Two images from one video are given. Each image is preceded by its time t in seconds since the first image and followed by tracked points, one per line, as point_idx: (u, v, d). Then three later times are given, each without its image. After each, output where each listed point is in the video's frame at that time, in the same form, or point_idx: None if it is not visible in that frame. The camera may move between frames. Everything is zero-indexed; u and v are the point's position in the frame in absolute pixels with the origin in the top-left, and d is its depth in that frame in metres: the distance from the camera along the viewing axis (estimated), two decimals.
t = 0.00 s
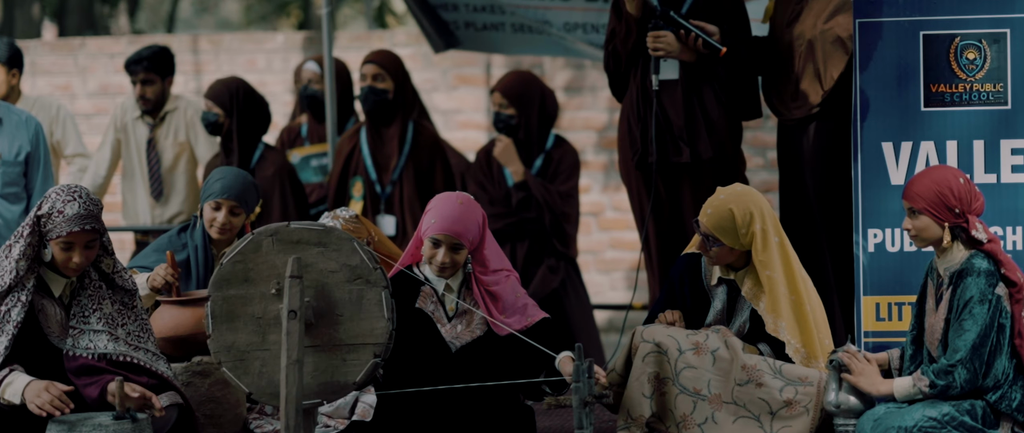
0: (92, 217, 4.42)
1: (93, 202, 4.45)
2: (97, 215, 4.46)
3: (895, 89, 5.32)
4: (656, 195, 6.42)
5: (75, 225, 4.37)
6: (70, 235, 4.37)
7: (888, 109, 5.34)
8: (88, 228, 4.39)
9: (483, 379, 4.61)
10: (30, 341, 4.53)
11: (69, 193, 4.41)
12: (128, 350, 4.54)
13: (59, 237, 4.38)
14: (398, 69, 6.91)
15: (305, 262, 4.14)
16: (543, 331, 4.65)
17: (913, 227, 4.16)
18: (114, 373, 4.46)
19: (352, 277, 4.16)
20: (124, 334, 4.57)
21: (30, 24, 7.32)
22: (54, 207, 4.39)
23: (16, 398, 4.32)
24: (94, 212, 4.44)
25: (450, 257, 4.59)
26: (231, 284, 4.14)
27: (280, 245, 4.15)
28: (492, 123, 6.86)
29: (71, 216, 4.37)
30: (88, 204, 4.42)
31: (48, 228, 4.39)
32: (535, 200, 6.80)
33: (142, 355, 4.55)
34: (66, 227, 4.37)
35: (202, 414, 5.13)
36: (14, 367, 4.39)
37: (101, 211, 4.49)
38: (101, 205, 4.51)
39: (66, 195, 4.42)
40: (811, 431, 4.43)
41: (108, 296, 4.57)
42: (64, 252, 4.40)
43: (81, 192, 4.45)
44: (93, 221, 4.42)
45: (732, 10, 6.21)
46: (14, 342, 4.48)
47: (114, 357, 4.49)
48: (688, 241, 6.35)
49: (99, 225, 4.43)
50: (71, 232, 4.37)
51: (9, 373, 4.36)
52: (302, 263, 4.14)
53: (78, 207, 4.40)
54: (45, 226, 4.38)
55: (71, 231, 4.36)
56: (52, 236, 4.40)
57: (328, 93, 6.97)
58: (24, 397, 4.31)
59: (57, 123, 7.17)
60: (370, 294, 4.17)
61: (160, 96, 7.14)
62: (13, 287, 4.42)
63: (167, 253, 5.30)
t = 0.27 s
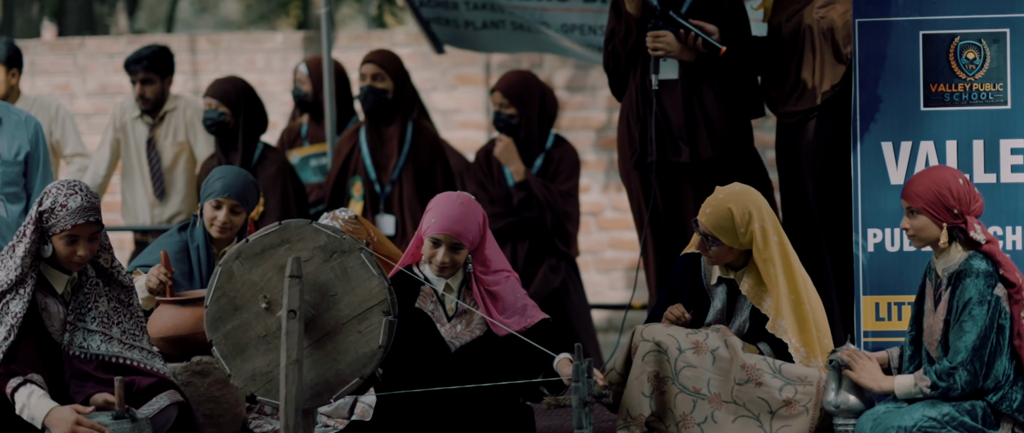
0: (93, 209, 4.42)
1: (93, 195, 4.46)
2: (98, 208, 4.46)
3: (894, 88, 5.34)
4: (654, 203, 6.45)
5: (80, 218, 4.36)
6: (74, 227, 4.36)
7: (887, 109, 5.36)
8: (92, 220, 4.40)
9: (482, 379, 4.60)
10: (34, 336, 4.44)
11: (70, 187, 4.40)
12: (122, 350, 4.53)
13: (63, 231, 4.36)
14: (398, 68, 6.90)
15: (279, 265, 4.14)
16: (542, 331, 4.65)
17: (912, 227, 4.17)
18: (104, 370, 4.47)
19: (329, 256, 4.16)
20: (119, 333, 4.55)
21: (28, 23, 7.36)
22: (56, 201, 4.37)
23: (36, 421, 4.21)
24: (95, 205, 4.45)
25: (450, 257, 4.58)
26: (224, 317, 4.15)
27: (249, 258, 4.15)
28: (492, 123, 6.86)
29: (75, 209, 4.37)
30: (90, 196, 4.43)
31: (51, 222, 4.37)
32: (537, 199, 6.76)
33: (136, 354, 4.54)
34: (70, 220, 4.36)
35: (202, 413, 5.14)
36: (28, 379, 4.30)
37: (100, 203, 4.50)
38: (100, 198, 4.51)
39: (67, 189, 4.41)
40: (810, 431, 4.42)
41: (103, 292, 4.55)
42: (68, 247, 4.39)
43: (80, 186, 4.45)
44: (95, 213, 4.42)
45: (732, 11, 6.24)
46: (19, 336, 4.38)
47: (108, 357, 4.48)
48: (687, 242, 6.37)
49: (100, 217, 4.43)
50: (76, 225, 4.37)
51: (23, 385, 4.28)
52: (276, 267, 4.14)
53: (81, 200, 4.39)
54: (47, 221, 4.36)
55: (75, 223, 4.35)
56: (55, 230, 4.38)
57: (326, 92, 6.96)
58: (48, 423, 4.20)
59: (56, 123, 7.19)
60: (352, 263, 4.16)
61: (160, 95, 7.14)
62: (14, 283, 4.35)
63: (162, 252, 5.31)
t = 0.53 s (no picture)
0: (95, 206, 4.41)
1: (93, 193, 4.45)
2: (99, 205, 4.45)
3: (893, 88, 5.49)
4: (653, 202, 6.52)
5: (82, 216, 4.36)
6: (77, 224, 4.36)
7: (887, 109, 5.50)
8: (94, 217, 4.39)
9: (482, 379, 4.60)
10: (34, 335, 4.44)
11: (71, 185, 4.39)
12: (123, 350, 4.54)
13: (66, 229, 4.36)
14: (397, 68, 6.88)
15: (258, 282, 4.15)
16: (542, 332, 4.65)
17: (911, 228, 4.16)
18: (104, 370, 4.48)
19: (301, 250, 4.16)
20: (119, 333, 4.56)
21: (28, 23, 7.25)
22: (57, 200, 4.36)
23: (31, 423, 4.18)
24: (96, 202, 4.44)
25: (451, 256, 4.58)
26: (235, 353, 4.17)
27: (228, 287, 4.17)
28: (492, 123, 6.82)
29: (77, 206, 4.36)
30: (91, 194, 4.42)
31: (53, 221, 4.36)
32: (538, 199, 6.77)
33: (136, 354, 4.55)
34: (72, 218, 4.35)
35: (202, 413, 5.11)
36: (21, 380, 4.28)
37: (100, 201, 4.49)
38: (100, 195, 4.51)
39: (68, 187, 4.40)
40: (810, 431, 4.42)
41: (103, 292, 4.57)
42: (71, 245, 4.38)
43: (81, 185, 4.44)
44: (96, 210, 4.42)
45: (732, 9, 6.31)
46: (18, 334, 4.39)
47: (110, 358, 4.49)
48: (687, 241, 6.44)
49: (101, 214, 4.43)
50: (78, 223, 4.36)
51: (16, 387, 4.24)
52: (257, 286, 4.16)
53: (82, 197, 4.39)
54: (49, 220, 4.36)
55: (78, 221, 4.35)
56: (57, 229, 4.37)
57: (325, 92, 6.95)
58: (43, 424, 4.16)
59: (55, 123, 7.18)
60: (324, 246, 4.16)
61: (159, 95, 7.14)
62: (12, 282, 4.34)
63: (165, 253, 5.29)
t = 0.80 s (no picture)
0: (95, 211, 4.39)
1: (94, 196, 4.43)
2: (99, 209, 4.44)
3: (892, 86, 5.58)
4: (653, 198, 6.55)
5: (83, 220, 4.34)
6: (77, 229, 4.34)
7: (887, 110, 5.60)
8: (95, 221, 4.37)
9: (482, 379, 4.60)
10: (33, 335, 4.45)
11: (72, 188, 4.37)
12: (123, 349, 4.54)
13: (66, 232, 4.35)
14: (397, 67, 6.88)
15: (246, 310, 4.14)
16: (543, 332, 4.65)
17: (910, 229, 4.16)
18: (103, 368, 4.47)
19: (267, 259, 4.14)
20: (118, 333, 4.56)
21: (27, 22, 7.21)
22: (57, 203, 4.35)
23: (30, 422, 4.19)
24: (97, 206, 4.42)
25: (452, 256, 4.57)
26: (265, 380, 4.15)
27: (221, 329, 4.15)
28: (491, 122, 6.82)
29: (77, 210, 4.34)
30: (92, 198, 4.40)
31: (53, 224, 4.35)
32: (538, 198, 6.76)
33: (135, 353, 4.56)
34: (73, 222, 4.34)
35: (202, 412, 5.10)
36: (20, 380, 4.28)
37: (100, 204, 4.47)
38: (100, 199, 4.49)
39: (70, 190, 4.38)
40: (809, 431, 4.42)
41: (102, 292, 4.57)
42: (71, 248, 4.37)
43: (82, 188, 4.42)
44: (97, 214, 4.40)
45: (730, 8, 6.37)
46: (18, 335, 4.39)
47: (110, 358, 4.49)
48: (687, 239, 6.50)
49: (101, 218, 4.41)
50: (78, 227, 4.35)
51: (16, 387, 4.25)
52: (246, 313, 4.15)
53: (83, 201, 4.37)
54: (50, 223, 4.34)
55: (78, 225, 4.33)
56: (57, 233, 4.36)
57: (325, 92, 6.95)
58: (41, 424, 4.17)
59: (55, 123, 7.18)
60: (284, 243, 4.14)
61: (159, 95, 7.14)
62: (12, 283, 4.34)
63: (170, 254, 5.24)
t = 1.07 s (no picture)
0: (97, 218, 4.38)
1: (96, 203, 4.41)
2: (101, 216, 4.43)
3: (891, 88, 5.49)
4: (652, 199, 6.50)
5: (85, 228, 4.34)
6: (78, 236, 4.34)
7: (886, 109, 5.50)
8: (96, 229, 4.37)
9: (483, 379, 4.59)
10: (33, 334, 4.48)
11: (75, 194, 4.36)
12: (125, 346, 4.54)
13: (67, 239, 4.34)
14: (396, 68, 6.89)
15: (251, 339, 4.17)
16: (543, 331, 4.65)
17: (911, 231, 4.14)
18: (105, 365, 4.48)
19: (247, 281, 4.17)
20: (119, 329, 4.56)
21: (27, 22, 7.21)
22: (60, 209, 4.33)
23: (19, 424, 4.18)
24: (99, 213, 4.41)
25: (453, 256, 4.57)
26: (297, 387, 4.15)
27: (234, 358, 4.18)
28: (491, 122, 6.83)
29: (79, 218, 4.33)
30: (94, 205, 4.39)
31: (54, 229, 4.34)
32: (537, 198, 6.77)
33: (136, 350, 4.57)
34: (74, 230, 4.33)
35: (201, 413, 5.10)
36: (13, 383, 4.29)
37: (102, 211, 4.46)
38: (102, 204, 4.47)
39: (72, 196, 4.36)
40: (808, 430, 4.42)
41: (102, 291, 4.57)
42: (71, 253, 4.38)
43: (84, 194, 4.41)
44: (98, 222, 4.39)
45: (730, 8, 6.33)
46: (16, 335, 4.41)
47: (112, 354, 4.50)
48: (687, 239, 6.45)
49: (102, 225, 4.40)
50: (80, 235, 4.34)
51: (7, 390, 4.25)
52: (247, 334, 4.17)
53: (85, 209, 4.36)
54: (51, 228, 4.34)
55: (80, 233, 4.33)
56: (58, 238, 4.35)
57: (325, 92, 6.96)
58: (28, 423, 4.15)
59: (54, 123, 7.18)
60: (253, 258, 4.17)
61: (158, 95, 7.14)
62: (11, 284, 4.35)
63: (169, 253, 5.17)
